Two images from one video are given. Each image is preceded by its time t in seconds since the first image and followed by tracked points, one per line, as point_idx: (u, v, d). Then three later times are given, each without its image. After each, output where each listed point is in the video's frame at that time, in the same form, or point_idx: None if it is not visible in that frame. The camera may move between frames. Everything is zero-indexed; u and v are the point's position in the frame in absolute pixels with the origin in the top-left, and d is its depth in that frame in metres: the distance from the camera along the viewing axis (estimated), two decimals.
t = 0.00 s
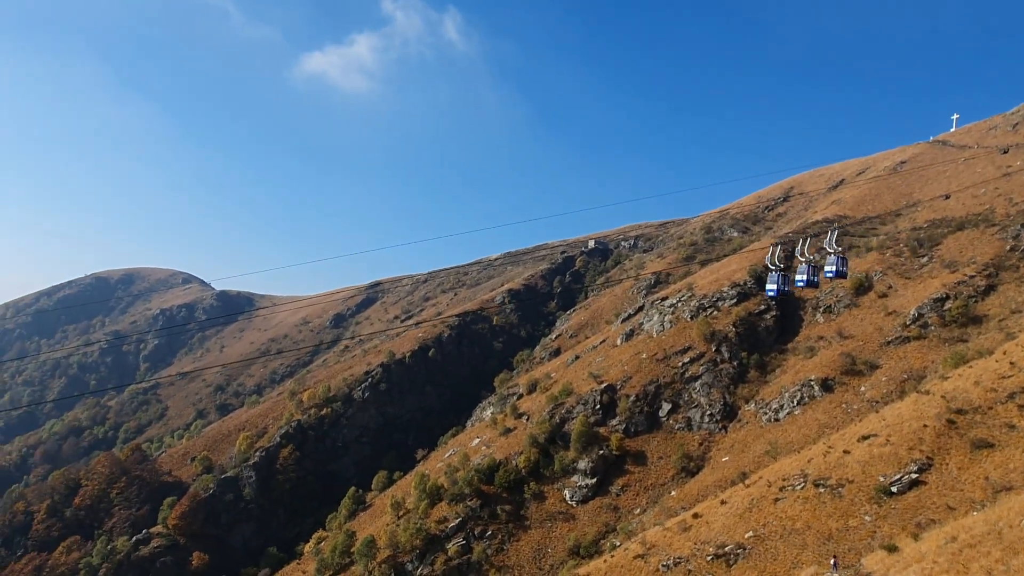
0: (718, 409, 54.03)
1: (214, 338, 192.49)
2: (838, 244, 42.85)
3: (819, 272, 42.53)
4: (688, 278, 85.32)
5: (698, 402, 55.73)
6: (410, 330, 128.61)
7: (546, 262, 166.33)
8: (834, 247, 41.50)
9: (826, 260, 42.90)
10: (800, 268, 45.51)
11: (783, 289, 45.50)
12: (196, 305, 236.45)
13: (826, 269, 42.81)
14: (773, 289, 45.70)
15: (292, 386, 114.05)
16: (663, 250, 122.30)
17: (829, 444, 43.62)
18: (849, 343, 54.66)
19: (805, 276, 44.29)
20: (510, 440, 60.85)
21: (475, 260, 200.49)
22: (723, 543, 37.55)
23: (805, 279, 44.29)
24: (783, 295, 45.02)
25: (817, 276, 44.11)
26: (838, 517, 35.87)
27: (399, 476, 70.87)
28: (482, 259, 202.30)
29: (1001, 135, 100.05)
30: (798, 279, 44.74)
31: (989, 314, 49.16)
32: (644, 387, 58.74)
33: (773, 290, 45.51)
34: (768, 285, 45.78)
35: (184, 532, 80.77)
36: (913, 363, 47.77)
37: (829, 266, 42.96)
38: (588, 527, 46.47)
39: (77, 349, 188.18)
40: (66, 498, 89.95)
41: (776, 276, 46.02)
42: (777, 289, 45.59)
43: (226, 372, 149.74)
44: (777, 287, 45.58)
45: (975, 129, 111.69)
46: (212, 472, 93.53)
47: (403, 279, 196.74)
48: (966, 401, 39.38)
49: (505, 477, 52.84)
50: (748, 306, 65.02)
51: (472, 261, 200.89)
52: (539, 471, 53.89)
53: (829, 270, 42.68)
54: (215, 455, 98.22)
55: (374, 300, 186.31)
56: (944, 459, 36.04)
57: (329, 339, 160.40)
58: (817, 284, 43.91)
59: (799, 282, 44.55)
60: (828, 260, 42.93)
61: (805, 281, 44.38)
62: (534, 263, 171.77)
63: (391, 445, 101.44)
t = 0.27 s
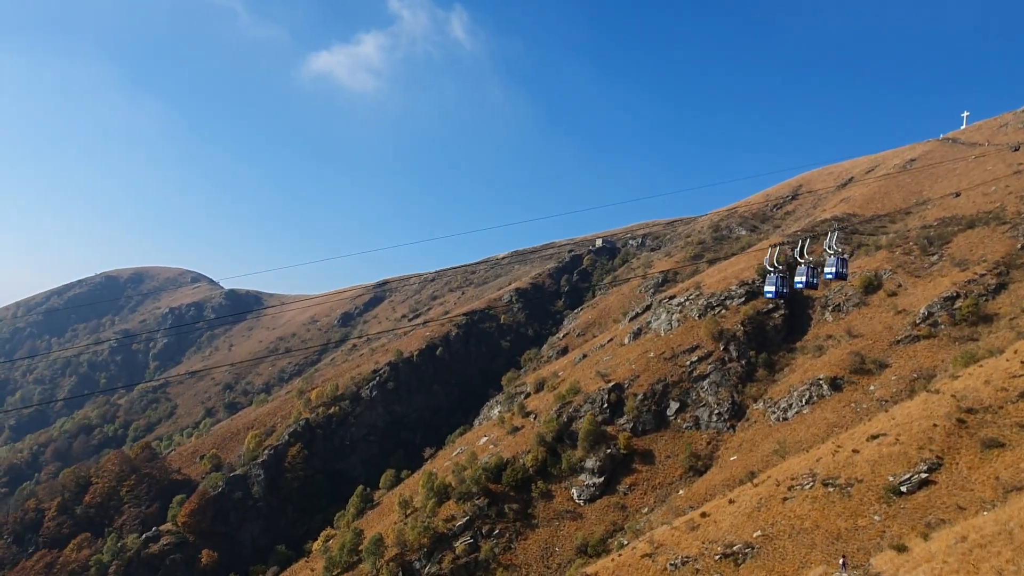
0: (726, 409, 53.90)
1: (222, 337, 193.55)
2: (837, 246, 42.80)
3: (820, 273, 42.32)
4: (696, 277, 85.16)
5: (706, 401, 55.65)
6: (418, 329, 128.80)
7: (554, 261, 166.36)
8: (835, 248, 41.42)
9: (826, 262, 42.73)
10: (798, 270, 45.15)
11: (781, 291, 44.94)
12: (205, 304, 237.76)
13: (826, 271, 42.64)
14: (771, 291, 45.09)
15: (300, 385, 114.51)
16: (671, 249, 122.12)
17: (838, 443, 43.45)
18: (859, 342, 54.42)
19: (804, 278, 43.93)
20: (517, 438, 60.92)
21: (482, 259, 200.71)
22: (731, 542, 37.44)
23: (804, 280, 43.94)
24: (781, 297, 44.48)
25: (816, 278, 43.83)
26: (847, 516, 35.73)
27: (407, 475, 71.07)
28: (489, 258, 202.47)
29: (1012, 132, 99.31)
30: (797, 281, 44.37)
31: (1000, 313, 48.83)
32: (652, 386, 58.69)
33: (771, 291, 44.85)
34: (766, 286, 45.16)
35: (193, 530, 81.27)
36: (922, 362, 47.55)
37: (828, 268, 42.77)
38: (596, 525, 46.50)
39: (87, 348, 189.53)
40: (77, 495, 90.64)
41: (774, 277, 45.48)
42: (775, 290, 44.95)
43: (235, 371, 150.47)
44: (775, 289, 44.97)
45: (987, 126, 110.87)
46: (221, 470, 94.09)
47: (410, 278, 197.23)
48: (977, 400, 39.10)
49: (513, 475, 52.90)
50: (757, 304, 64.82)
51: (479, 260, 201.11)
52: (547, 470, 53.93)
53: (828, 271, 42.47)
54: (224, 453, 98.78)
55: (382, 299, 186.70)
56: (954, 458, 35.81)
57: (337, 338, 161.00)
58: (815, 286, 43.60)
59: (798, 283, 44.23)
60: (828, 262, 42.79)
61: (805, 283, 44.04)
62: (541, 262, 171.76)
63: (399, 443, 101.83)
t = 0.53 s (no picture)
0: (731, 407, 53.84)
1: (227, 335, 194.20)
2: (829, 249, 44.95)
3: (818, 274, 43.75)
4: (700, 275, 85.08)
5: (710, 400, 55.60)
6: (423, 327, 128.86)
7: (558, 259, 166.41)
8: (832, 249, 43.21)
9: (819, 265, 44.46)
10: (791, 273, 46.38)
11: (777, 292, 45.66)
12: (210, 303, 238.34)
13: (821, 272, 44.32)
14: (768, 292, 45.68)
15: (304, 383, 114.77)
16: (675, 247, 122.07)
17: (843, 442, 43.39)
18: (864, 340, 54.30)
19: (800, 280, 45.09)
20: (522, 437, 60.97)
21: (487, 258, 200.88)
22: (736, 541, 37.39)
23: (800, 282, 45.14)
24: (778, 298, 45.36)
25: (810, 280, 45.27)
26: (852, 515, 35.65)
27: (411, 473, 71.17)
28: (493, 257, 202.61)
29: (1019, 129, 98.91)
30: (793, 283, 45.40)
31: (1007, 312, 48.66)
32: (656, 385, 58.66)
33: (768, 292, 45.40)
34: (764, 288, 45.69)
35: (198, 528, 81.42)
36: (928, 360, 47.45)
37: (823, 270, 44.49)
38: (600, 524, 46.51)
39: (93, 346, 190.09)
40: (83, 493, 90.98)
41: (769, 279, 45.81)
42: (771, 291, 45.51)
43: (240, 370, 151.03)
44: (771, 290, 45.51)
45: (993, 124, 110.44)
46: (226, 468, 94.40)
47: (415, 277, 197.53)
48: (983, 399, 38.95)
49: (517, 474, 52.96)
50: (761, 303, 64.72)
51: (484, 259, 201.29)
52: (551, 469, 53.97)
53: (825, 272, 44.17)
54: (229, 452, 99.12)
55: (386, 297, 186.87)
56: (960, 457, 35.71)
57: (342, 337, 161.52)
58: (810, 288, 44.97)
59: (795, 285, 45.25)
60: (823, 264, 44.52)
61: (800, 285, 45.24)
62: (545, 261, 171.75)
63: (403, 441, 102.02)
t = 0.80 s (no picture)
0: (735, 406, 53.80)
1: (232, 334, 194.83)
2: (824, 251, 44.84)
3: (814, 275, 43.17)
4: (705, 274, 85.04)
5: (715, 398, 55.58)
6: (427, 326, 128.98)
7: (562, 258, 166.43)
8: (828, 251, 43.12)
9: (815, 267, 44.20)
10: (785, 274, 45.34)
11: (770, 294, 45.13)
12: (215, 301, 238.90)
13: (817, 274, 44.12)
14: (761, 293, 45.42)
15: (309, 382, 114.99)
16: (680, 245, 121.96)
17: (848, 441, 43.31)
18: (869, 339, 54.18)
19: (795, 281, 43.97)
20: (526, 435, 61.02)
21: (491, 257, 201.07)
22: (740, 540, 37.34)
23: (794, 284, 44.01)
24: (770, 300, 44.94)
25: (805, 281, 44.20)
26: (857, 514, 35.59)
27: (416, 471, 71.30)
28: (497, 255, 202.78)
29: None
30: (787, 284, 44.26)
31: (1013, 310, 48.49)
32: (661, 383, 58.64)
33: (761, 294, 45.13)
34: (757, 289, 45.45)
35: (204, 525, 81.72)
36: (933, 359, 47.34)
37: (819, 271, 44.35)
38: (605, 522, 46.54)
39: (99, 344, 190.61)
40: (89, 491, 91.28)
41: (763, 281, 45.63)
42: (764, 293, 45.26)
43: (245, 368, 151.66)
44: (764, 292, 45.25)
45: (1000, 122, 109.97)
46: (231, 466, 94.72)
47: (419, 276, 197.88)
48: (989, 398, 38.80)
49: (521, 472, 53.03)
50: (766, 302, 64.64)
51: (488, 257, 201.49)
52: (555, 467, 54.03)
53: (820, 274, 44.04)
54: (234, 450, 99.42)
55: (391, 296, 187.24)
56: (966, 456, 35.60)
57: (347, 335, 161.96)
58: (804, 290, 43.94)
59: (790, 286, 43.96)
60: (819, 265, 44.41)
61: (795, 286, 43.96)
62: (550, 259, 171.77)
63: (407, 440, 102.34)
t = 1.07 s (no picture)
0: (743, 405, 53.69)
1: (240, 333, 195.79)
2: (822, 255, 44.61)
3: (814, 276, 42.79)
4: (712, 272, 84.88)
5: (722, 397, 55.50)
6: (434, 325, 129.15)
7: (569, 257, 166.23)
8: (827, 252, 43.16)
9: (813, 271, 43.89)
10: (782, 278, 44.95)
11: (768, 295, 44.15)
12: (222, 301, 240.00)
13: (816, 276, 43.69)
14: (758, 295, 44.41)
15: (316, 381, 115.43)
16: (687, 244, 121.79)
17: (856, 440, 43.18)
18: (877, 338, 53.97)
19: (793, 283, 43.57)
20: (533, 434, 61.10)
21: (498, 256, 201.08)
22: (748, 539, 37.29)
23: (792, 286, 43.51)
24: (768, 302, 43.66)
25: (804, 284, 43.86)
26: (865, 513, 35.49)
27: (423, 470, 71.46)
28: (504, 255, 202.86)
29: None
30: (785, 285, 43.74)
31: None
32: (668, 382, 58.61)
33: (759, 294, 43.91)
34: (755, 290, 44.39)
35: (212, 524, 82.21)
36: (943, 358, 47.11)
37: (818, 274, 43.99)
38: (612, 521, 46.54)
39: (108, 343, 191.90)
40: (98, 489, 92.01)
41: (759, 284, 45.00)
42: (761, 295, 44.18)
43: (253, 367, 152.47)
44: (762, 293, 44.25)
45: (1011, 119, 109.08)
46: (240, 464, 95.31)
47: (426, 275, 198.14)
48: (999, 397, 38.55)
49: (528, 471, 53.13)
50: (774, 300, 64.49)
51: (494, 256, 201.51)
52: (562, 466, 54.11)
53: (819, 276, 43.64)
54: (242, 448, 99.93)
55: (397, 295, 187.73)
56: (975, 455, 35.42)
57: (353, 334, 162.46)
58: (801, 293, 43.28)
59: (788, 286, 43.42)
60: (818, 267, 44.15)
61: (792, 288, 43.46)
62: (557, 258, 171.57)
63: (414, 438, 102.60)
